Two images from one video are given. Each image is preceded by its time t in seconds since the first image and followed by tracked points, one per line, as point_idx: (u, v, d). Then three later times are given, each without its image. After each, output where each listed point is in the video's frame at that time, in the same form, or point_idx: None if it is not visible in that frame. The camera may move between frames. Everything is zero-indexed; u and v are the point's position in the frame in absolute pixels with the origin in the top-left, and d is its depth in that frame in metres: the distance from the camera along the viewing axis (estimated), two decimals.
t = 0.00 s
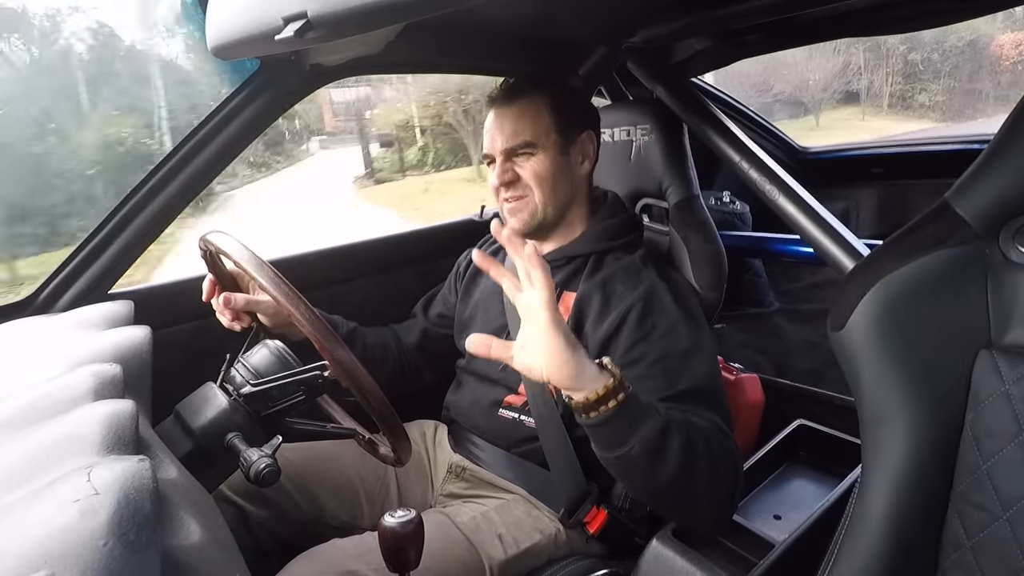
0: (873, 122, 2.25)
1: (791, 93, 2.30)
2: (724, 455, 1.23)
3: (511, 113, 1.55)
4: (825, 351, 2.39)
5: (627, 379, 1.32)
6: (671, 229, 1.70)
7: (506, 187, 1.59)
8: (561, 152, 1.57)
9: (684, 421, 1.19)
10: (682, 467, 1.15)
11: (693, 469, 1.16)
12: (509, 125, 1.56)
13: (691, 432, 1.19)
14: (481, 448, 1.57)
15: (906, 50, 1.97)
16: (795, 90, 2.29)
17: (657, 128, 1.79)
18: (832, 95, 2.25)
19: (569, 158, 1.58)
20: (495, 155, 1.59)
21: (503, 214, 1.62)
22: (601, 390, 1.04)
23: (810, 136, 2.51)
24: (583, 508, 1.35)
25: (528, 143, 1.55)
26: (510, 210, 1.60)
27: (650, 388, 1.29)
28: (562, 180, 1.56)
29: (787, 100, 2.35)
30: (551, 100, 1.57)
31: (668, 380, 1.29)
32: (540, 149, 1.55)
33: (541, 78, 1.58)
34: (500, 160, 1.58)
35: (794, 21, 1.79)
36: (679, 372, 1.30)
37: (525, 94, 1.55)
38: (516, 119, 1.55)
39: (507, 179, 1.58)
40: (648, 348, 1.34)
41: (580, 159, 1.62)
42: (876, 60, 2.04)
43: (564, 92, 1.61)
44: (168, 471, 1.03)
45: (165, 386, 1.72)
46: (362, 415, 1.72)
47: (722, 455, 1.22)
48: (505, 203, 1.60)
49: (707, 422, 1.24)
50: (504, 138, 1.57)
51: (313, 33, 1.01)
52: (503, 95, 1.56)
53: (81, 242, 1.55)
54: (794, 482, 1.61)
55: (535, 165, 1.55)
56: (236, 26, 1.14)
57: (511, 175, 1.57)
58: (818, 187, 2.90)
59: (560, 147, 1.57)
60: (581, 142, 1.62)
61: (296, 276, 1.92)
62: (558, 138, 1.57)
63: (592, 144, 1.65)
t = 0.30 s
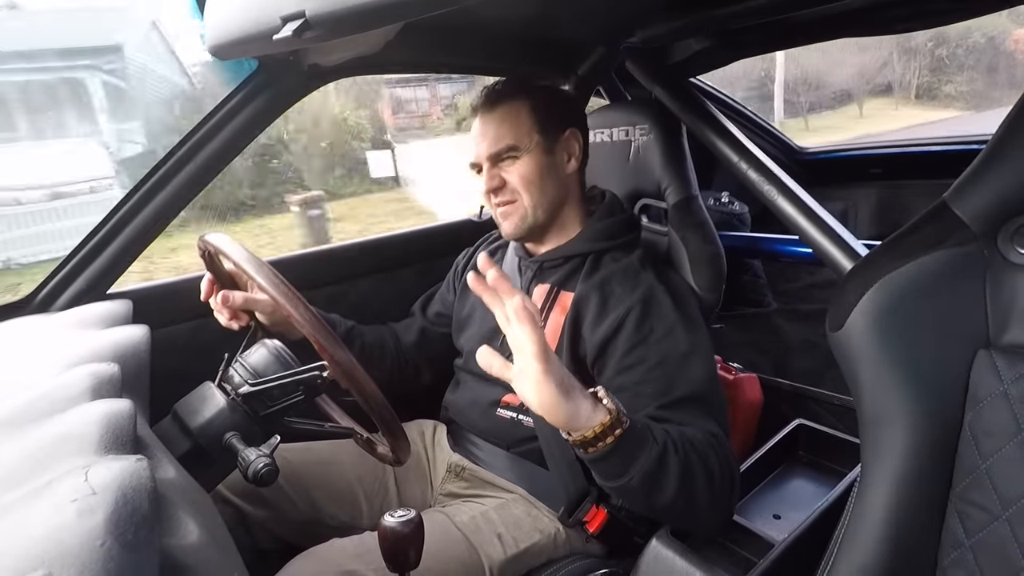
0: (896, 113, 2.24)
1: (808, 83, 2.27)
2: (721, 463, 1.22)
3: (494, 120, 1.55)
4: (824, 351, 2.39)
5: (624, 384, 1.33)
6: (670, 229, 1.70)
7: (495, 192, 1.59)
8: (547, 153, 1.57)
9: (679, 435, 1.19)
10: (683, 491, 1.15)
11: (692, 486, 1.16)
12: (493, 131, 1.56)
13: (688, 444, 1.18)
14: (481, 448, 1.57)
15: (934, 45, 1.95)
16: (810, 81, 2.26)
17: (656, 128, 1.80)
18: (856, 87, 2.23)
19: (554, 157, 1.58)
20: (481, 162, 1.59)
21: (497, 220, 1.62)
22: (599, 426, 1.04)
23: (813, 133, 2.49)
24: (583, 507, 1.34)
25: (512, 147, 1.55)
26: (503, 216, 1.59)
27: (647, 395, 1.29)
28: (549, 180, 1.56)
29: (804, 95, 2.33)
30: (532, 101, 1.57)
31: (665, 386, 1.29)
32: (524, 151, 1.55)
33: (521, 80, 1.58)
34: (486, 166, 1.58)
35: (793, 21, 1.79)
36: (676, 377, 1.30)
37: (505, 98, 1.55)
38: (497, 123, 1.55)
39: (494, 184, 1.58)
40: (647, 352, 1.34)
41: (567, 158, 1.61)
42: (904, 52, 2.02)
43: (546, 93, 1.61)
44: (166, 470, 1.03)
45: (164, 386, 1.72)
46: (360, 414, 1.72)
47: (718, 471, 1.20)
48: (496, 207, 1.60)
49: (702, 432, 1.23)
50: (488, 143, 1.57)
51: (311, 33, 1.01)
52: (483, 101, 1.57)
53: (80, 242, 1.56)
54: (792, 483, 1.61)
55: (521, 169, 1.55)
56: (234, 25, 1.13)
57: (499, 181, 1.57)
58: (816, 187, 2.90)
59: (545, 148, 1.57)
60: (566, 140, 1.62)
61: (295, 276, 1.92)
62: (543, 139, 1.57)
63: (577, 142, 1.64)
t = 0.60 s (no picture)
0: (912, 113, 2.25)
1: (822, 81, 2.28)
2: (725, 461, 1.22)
3: (502, 120, 1.54)
4: (825, 350, 2.39)
5: (627, 381, 1.33)
6: (671, 228, 1.70)
7: (497, 192, 1.58)
8: (553, 157, 1.56)
9: (684, 430, 1.20)
10: (687, 482, 1.15)
11: (696, 482, 1.16)
12: (500, 131, 1.55)
13: (693, 439, 1.19)
14: (481, 447, 1.57)
15: (958, 48, 1.96)
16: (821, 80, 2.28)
17: (656, 127, 1.80)
18: (868, 86, 2.25)
19: (560, 162, 1.57)
20: (485, 160, 1.58)
21: (497, 218, 1.62)
22: (601, 410, 1.05)
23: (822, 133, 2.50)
24: (583, 506, 1.34)
25: (518, 150, 1.54)
26: (504, 216, 1.59)
27: (651, 392, 1.30)
28: (553, 185, 1.56)
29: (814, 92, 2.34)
30: (541, 103, 1.56)
31: (667, 384, 1.30)
32: (529, 155, 1.54)
33: (532, 81, 1.57)
34: (491, 165, 1.57)
35: (794, 20, 1.79)
36: (679, 375, 1.30)
37: (513, 99, 1.54)
38: (504, 124, 1.54)
39: (497, 185, 1.57)
40: (648, 351, 1.34)
41: (573, 163, 1.60)
42: (931, 54, 2.02)
43: (556, 94, 1.59)
44: (168, 468, 1.03)
45: (165, 385, 1.72)
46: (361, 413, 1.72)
47: (723, 469, 1.20)
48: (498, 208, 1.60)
49: (706, 427, 1.24)
50: (494, 143, 1.55)
51: (312, 32, 1.01)
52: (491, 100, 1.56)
53: (82, 240, 1.56)
54: (793, 483, 1.61)
55: (525, 172, 1.55)
56: (235, 24, 1.13)
57: (502, 182, 1.57)
58: (818, 186, 2.90)
59: (551, 153, 1.56)
60: (575, 146, 1.61)
61: (295, 275, 1.92)
62: (549, 144, 1.56)
63: (585, 148, 1.63)
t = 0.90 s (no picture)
0: (930, 113, 2.00)
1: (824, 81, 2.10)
2: (719, 479, 1.19)
3: (508, 128, 1.54)
4: (824, 353, 2.39)
5: (624, 388, 1.35)
6: (670, 231, 1.70)
7: (502, 200, 1.59)
8: (559, 166, 1.56)
9: (666, 459, 1.18)
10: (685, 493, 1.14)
11: (687, 506, 1.14)
12: (506, 140, 1.54)
13: (680, 473, 1.16)
14: (480, 450, 1.57)
15: (978, 47, 1.79)
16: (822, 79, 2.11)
17: (655, 130, 1.80)
18: (873, 86, 2.06)
19: (565, 171, 1.57)
20: (490, 166, 1.58)
21: (500, 224, 1.62)
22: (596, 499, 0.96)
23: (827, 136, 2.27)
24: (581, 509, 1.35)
25: (524, 158, 1.54)
26: (508, 226, 1.60)
27: (648, 399, 1.30)
28: (558, 193, 1.56)
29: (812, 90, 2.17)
30: (548, 111, 1.55)
31: (664, 390, 1.30)
32: (536, 164, 1.54)
33: (541, 86, 1.55)
34: (496, 171, 1.57)
35: (792, 22, 1.80)
36: (676, 379, 1.30)
37: (520, 107, 1.53)
38: (511, 133, 1.54)
39: (501, 191, 1.59)
40: (646, 357, 1.34)
41: (578, 171, 1.61)
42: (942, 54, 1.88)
43: (563, 101, 1.58)
44: (166, 472, 1.03)
45: (163, 388, 1.72)
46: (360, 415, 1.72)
47: (716, 487, 1.17)
48: (500, 213, 1.61)
49: (696, 445, 1.21)
50: (500, 151, 1.55)
51: (312, 35, 1.01)
52: (498, 106, 1.55)
53: (81, 243, 1.57)
54: (791, 485, 1.61)
55: (531, 182, 1.55)
56: (234, 26, 1.13)
57: (507, 190, 1.58)
58: (816, 188, 2.90)
59: (557, 162, 1.56)
60: (580, 153, 1.60)
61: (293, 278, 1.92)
62: (555, 153, 1.56)
63: (591, 155, 1.64)
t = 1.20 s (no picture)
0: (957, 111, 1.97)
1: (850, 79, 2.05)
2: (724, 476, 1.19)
3: (516, 124, 1.53)
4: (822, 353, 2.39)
5: (626, 390, 1.35)
6: (669, 232, 1.71)
7: (508, 198, 1.58)
8: (565, 163, 1.56)
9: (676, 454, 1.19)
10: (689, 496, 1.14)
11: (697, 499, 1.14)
12: (513, 135, 1.54)
13: (689, 465, 1.17)
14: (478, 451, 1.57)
15: (998, 48, 1.76)
16: (843, 76, 2.05)
17: (653, 131, 1.80)
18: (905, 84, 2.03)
19: (572, 168, 1.58)
20: (497, 163, 1.57)
21: (502, 221, 1.61)
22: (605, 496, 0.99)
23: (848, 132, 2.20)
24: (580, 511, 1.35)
25: (533, 155, 1.54)
26: (510, 221, 1.59)
27: (649, 400, 1.30)
28: (564, 191, 1.56)
29: (836, 87, 2.10)
30: (554, 108, 1.55)
31: (666, 389, 1.30)
32: (545, 161, 1.54)
33: (544, 83, 1.56)
34: (503, 168, 1.57)
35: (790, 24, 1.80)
36: (676, 380, 1.30)
37: (530, 103, 1.53)
38: (520, 129, 1.53)
39: (508, 189, 1.57)
40: (646, 357, 1.35)
41: (582, 169, 1.61)
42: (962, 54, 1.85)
43: (567, 99, 1.59)
44: (164, 473, 1.03)
45: (161, 389, 1.71)
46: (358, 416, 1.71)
47: (721, 481, 1.18)
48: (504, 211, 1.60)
49: (704, 442, 1.21)
50: (508, 147, 1.55)
51: (310, 36, 1.02)
52: (506, 103, 1.54)
53: (79, 244, 1.57)
54: (789, 485, 1.62)
55: (539, 178, 1.55)
56: (233, 26, 1.13)
57: (514, 187, 1.57)
58: (813, 190, 2.91)
59: (564, 159, 1.56)
60: (585, 151, 1.61)
61: (292, 278, 1.92)
62: (562, 150, 1.56)
63: (594, 153, 1.64)
